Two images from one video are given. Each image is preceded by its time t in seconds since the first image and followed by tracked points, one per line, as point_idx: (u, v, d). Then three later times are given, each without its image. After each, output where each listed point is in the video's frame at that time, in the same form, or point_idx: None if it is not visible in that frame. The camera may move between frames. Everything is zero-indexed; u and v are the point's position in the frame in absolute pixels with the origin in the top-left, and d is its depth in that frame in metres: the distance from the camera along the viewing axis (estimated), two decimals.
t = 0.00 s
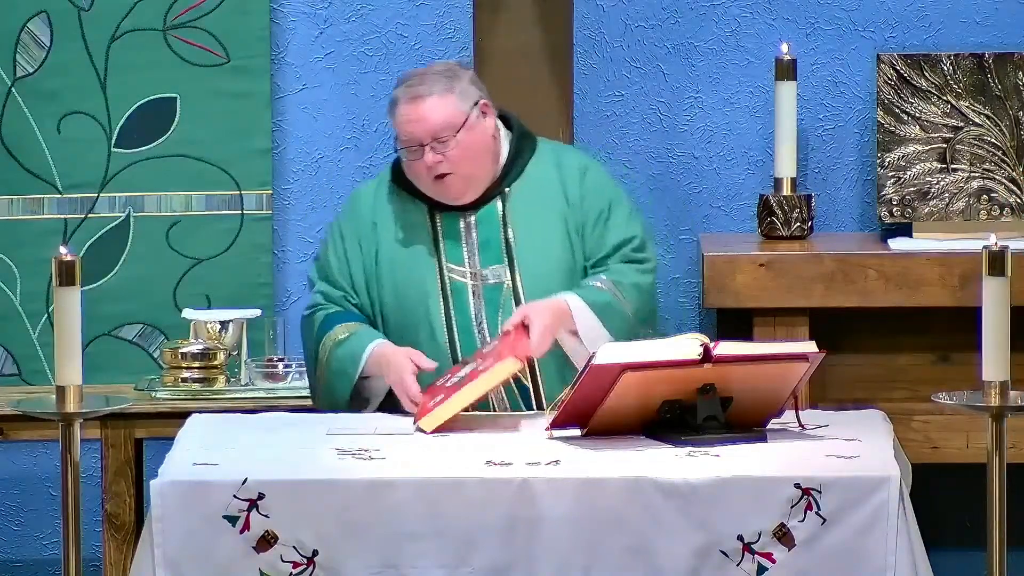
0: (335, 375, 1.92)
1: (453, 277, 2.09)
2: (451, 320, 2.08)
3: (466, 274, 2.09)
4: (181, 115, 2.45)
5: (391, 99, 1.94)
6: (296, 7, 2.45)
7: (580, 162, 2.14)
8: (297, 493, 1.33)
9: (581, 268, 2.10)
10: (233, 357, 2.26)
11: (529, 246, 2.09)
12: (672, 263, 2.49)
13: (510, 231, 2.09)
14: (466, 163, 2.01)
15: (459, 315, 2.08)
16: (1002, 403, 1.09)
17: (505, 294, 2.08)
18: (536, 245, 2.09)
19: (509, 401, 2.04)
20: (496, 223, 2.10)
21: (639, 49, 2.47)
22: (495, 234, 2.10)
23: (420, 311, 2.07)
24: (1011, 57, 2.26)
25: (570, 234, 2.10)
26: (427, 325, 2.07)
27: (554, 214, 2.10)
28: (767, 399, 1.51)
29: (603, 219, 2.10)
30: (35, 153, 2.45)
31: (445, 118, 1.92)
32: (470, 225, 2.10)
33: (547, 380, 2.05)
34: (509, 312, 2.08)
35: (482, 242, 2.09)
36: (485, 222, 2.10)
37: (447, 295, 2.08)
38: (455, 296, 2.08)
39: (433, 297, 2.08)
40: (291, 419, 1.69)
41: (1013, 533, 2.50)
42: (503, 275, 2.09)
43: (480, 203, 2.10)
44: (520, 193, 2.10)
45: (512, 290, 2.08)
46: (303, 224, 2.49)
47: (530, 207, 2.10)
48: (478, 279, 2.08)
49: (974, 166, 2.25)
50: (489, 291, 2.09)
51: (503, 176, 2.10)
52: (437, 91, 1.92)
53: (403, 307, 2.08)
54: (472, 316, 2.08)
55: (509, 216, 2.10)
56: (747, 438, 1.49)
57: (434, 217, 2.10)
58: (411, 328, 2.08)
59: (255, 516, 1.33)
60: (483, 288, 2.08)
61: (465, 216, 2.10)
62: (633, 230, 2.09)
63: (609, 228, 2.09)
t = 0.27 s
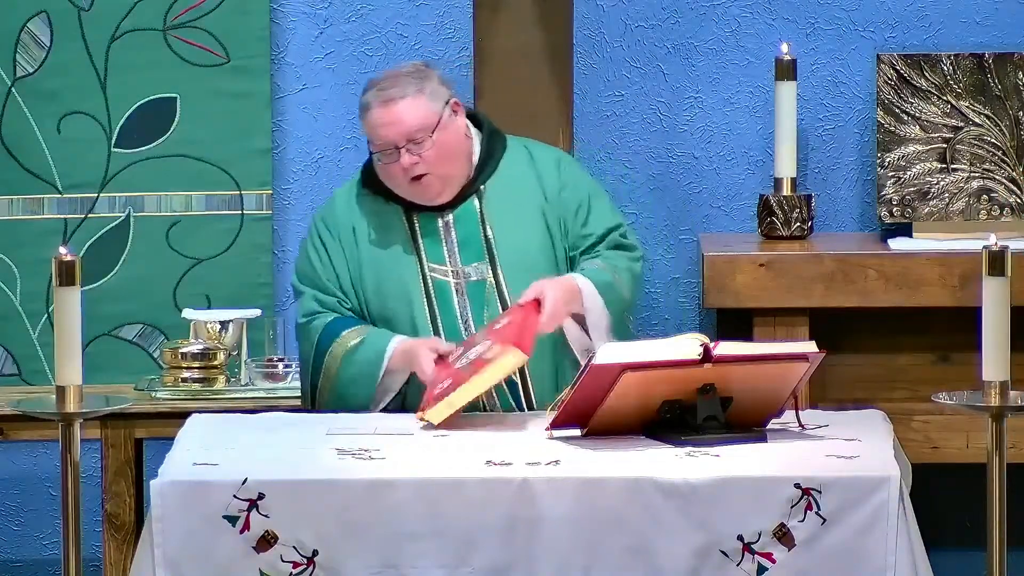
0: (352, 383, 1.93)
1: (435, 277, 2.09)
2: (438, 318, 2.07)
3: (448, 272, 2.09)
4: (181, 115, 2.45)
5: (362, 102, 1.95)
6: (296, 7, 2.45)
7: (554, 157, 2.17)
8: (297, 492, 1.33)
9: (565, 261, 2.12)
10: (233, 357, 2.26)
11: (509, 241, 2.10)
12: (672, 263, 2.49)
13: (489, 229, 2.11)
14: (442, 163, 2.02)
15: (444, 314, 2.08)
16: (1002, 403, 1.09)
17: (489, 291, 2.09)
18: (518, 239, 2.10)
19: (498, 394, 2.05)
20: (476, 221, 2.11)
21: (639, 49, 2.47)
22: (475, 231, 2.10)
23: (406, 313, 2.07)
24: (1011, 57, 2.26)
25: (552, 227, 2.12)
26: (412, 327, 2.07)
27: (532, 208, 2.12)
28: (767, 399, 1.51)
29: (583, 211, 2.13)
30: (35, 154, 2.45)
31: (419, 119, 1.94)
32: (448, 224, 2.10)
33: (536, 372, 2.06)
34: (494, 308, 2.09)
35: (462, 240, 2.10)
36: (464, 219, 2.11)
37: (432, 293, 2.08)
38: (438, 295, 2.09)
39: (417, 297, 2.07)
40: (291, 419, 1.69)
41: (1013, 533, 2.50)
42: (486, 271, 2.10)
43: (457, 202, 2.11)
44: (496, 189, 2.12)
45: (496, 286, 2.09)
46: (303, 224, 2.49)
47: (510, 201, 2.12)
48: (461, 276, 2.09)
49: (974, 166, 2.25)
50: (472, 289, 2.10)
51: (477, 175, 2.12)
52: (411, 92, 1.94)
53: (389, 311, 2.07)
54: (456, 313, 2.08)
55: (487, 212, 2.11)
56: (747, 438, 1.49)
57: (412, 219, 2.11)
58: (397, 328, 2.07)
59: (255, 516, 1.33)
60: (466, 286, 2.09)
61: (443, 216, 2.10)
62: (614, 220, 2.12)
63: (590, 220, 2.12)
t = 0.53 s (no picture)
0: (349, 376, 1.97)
1: (432, 278, 2.08)
2: (433, 319, 2.07)
3: (444, 273, 2.09)
4: (181, 115, 2.45)
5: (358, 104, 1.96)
6: (297, 7, 2.45)
7: (548, 158, 2.17)
8: (297, 493, 1.33)
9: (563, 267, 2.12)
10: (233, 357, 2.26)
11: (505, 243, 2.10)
12: (672, 263, 2.49)
13: (486, 231, 2.11)
14: (442, 161, 2.04)
15: (439, 315, 2.07)
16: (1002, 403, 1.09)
17: (486, 292, 2.09)
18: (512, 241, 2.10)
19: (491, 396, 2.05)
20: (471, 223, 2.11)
21: (639, 49, 2.47)
22: (471, 231, 2.10)
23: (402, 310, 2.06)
24: (1011, 57, 2.27)
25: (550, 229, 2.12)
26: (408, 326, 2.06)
27: (528, 211, 2.12)
28: (767, 399, 1.51)
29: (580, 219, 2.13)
30: (35, 154, 2.45)
31: (416, 119, 1.95)
32: (444, 224, 2.10)
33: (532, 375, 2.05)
34: (491, 308, 2.08)
35: (458, 241, 2.10)
36: (460, 221, 2.11)
37: (427, 294, 2.08)
38: (434, 296, 2.08)
39: (413, 296, 2.07)
40: (291, 419, 1.69)
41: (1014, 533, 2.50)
42: (482, 272, 2.09)
43: (452, 203, 2.11)
44: (491, 191, 2.13)
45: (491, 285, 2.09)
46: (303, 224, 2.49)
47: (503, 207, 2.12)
48: (457, 277, 2.08)
49: (974, 166, 2.25)
50: (469, 289, 2.10)
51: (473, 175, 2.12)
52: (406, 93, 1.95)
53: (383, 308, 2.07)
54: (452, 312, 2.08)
55: (484, 214, 2.11)
56: (748, 439, 1.49)
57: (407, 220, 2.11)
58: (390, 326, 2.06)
59: (255, 516, 1.33)
60: (463, 286, 2.09)
61: (440, 216, 2.10)
62: (615, 224, 2.13)
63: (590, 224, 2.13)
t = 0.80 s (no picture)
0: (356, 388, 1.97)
1: (446, 282, 2.08)
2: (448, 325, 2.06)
3: (460, 277, 2.09)
4: (181, 115, 2.45)
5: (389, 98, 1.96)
6: (296, 7, 2.45)
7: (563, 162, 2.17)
8: (297, 493, 1.33)
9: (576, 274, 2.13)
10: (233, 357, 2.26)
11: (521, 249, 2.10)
12: (672, 263, 2.49)
13: (503, 237, 2.11)
14: (471, 159, 2.04)
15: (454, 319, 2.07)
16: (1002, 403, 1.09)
17: (501, 296, 2.09)
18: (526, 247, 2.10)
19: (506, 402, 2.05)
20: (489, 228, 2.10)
21: (639, 49, 2.47)
22: (489, 236, 2.10)
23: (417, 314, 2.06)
24: (1011, 57, 2.27)
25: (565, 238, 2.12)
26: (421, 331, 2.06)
27: (545, 218, 2.12)
28: (767, 399, 1.51)
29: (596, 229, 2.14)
30: (35, 154, 2.45)
31: (449, 114, 1.95)
32: (461, 229, 2.10)
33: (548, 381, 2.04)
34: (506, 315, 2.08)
35: (475, 246, 2.10)
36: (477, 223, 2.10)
37: (443, 299, 2.08)
38: (449, 300, 2.08)
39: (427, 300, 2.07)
40: (291, 419, 1.69)
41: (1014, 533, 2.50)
42: (498, 277, 2.10)
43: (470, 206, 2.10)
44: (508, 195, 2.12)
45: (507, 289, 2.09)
46: (303, 224, 2.49)
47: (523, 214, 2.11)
48: (473, 282, 2.09)
49: (974, 166, 2.25)
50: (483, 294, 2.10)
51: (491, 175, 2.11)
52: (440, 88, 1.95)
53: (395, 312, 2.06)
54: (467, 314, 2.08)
55: (501, 219, 2.11)
56: (747, 438, 1.49)
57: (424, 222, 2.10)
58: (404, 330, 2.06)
59: (255, 516, 1.33)
60: (478, 291, 2.09)
61: (457, 217, 2.10)
62: (630, 231, 2.15)
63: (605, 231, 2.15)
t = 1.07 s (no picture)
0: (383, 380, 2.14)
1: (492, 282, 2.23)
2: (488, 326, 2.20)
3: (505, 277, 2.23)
4: (181, 115, 2.45)
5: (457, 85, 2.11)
6: (296, 7, 2.45)
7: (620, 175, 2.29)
8: (297, 493, 1.33)
9: (619, 287, 2.25)
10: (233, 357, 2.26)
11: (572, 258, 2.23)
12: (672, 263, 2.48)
13: (553, 242, 2.23)
14: (528, 158, 2.16)
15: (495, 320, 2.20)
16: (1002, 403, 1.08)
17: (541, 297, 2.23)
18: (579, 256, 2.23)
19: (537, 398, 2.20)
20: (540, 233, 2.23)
21: (639, 49, 2.47)
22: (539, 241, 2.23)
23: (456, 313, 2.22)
24: (1011, 57, 2.27)
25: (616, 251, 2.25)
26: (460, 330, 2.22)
27: (592, 228, 2.24)
28: (767, 399, 1.51)
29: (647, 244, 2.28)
30: (35, 154, 2.45)
31: (516, 104, 2.09)
32: (511, 233, 2.23)
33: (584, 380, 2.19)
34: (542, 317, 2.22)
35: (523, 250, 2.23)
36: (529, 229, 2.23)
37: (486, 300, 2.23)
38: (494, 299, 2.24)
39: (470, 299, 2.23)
40: (291, 419, 1.69)
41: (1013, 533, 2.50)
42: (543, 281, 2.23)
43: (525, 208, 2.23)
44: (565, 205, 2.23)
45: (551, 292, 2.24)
46: (303, 224, 2.49)
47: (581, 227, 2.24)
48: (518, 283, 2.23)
49: (974, 166, 2.25)
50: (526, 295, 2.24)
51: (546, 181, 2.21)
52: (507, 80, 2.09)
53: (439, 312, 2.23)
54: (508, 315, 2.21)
55: (553, 225, 2.23)
56: (747, 438, 1.49)
57: (477, 220, 2.23)
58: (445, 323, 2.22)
59: (254, 516, 1.33)
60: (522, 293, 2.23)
61: (508, 221, 2.23)
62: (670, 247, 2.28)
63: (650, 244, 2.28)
